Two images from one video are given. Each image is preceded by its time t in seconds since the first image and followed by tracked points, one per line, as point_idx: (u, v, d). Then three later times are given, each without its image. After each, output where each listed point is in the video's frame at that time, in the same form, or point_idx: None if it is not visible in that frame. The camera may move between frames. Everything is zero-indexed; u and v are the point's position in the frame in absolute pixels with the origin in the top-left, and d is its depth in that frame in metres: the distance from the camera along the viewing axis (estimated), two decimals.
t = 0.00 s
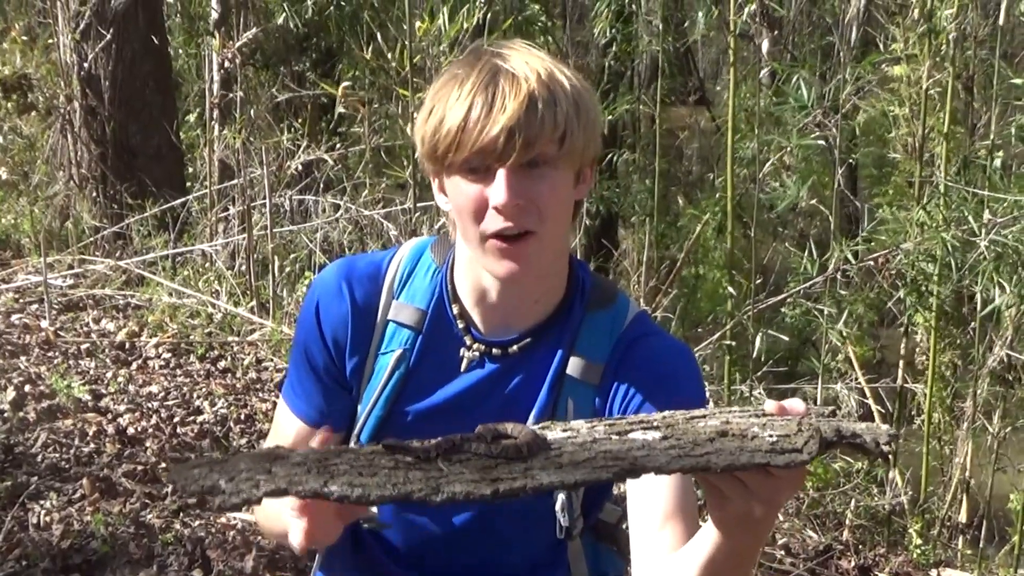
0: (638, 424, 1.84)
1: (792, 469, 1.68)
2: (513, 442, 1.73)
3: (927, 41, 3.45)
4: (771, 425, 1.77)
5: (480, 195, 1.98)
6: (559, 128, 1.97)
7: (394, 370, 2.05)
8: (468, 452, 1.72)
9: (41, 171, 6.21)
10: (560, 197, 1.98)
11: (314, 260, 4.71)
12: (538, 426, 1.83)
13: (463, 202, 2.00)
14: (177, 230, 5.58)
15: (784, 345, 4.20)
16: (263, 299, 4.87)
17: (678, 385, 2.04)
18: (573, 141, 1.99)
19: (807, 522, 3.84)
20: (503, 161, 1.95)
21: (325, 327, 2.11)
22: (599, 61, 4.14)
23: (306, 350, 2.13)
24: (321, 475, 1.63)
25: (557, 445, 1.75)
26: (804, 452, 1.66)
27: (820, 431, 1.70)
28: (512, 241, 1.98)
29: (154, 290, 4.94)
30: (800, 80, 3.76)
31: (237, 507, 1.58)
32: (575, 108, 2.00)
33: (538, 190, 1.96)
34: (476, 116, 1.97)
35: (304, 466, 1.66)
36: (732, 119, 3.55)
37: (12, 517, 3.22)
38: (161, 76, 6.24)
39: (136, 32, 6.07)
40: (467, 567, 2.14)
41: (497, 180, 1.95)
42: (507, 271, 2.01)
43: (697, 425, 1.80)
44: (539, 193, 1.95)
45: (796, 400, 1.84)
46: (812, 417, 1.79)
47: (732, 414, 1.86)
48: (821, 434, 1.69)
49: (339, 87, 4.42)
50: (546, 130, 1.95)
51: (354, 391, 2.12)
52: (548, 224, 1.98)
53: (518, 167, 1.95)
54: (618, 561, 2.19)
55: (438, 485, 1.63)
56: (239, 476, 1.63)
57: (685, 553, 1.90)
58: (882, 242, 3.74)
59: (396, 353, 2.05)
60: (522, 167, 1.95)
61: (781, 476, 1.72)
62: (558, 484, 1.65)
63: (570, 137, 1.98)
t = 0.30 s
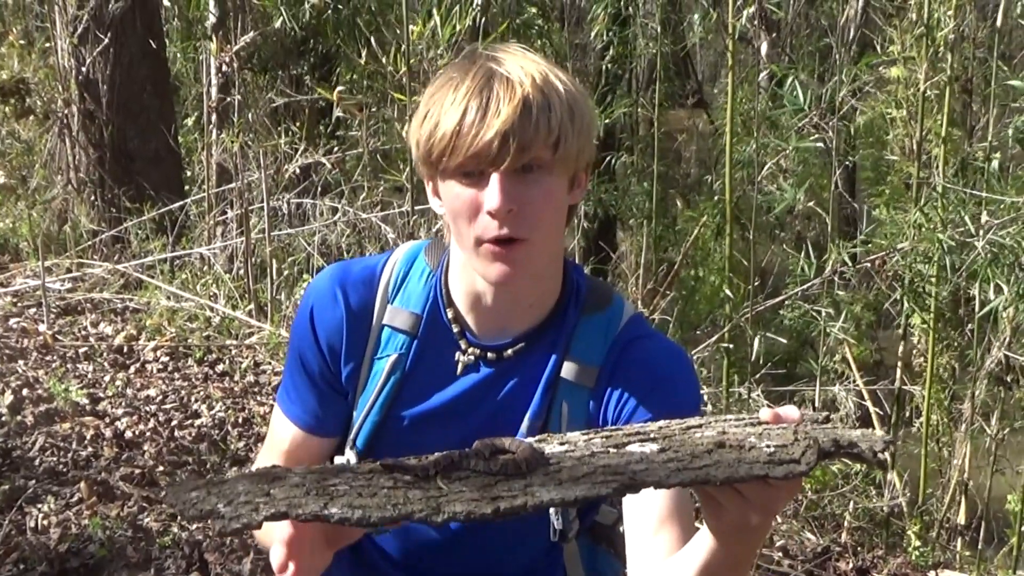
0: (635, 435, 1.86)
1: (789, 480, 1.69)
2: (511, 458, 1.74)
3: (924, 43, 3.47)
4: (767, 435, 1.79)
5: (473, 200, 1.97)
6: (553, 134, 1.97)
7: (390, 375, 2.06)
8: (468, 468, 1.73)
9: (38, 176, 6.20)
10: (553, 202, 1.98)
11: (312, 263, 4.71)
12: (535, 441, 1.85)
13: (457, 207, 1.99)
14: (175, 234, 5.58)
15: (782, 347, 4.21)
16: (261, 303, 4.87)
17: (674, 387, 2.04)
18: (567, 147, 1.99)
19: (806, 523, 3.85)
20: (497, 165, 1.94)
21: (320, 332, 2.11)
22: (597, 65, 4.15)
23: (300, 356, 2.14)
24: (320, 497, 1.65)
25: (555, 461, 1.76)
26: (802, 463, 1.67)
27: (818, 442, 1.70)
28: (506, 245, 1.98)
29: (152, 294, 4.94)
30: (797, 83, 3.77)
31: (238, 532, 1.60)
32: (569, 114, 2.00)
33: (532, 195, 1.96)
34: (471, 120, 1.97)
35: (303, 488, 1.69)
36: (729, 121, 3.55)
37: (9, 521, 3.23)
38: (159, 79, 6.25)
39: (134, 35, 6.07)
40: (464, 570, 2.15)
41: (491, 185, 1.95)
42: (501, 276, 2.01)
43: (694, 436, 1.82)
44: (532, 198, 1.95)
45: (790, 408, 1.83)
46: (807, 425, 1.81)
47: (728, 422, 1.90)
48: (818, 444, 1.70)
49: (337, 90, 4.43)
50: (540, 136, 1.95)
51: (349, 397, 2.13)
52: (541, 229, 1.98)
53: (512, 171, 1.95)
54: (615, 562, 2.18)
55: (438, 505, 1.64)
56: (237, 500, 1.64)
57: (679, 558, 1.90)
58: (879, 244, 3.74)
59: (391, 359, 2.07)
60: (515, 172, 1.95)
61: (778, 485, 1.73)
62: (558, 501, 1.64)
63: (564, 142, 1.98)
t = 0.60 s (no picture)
0: (631, 439, 1.86)
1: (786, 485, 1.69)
2: (506, 460, 1.73)
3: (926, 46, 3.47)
4: (764, 439, 1.80)
5: (470, 203, 1.97)
6: (550, 138, 1.95)
7: (390, 379, 2.06)
8: (462, 471, 1.73)
9: (41, 178, 6.21)
10: (550, 205, 1.97)
11: (314, 266, 4.71)
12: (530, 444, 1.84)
13: (455, 210, 1.99)
14: (177, 236, 5.59)
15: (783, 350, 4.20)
16: (263, 305, 4.88)
17: (674, 390, 2.04)
18: (564, 150, 1.97)
19: (807, 527, 3.85)
20: (493, 169, 1.93)
21: (320, 336, 2.12)
22: (598, 67, 4.15)
23: (301, 360, 2.14)
24: (313, 498, 1.67)
25: (550, 464, 1.75)
26: (799, 468, 1.67)
27: (815, 446, 1.72)
28: (503, 248, 1.97)
29: (154, 296, 4.95)
30: (799, 85, 3.76)
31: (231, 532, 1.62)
32: (567, 117, 1.99)
33: (528, 198, 1.95)
34: (468, 123, 1.96)
35: (296, 490, 1.69)
36: (730, 124, 3.55)
37: (11, 523, 3.23)
38: (161, 81, 6.24)
39: (136, 38, 6.06)
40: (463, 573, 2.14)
41: (486, 189, 1.95)
42: (497, 279, 2.00)
43: (691, 440, 1.82)
44: (528, 202, 1.95)
45: (788, 412, 1.86)
46: (804, 429, 1.82)
47: (725, 426, 1.91)
48: (815, 449, 1.71)
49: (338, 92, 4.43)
50: (536, 139, 1.94)
51: (350, 400, 2.13)
52: (538, 232, 1.98)
53: (508, 175, 1.94)
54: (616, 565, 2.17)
55: (432, 506, 1.64)
56: (231, 501, 1.66)
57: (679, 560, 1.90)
58: (880, 247, 3.74)
59: (391, 362, 2.06)
60: (512, 176, 1.94)
61: (773, 490, 1.73)
62: (553, 504, 1.65)
63: (562, 146, 1.97)
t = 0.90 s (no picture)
0: (635, 444, 1.85)
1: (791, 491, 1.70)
2: (511, 466, 1.73)
3: (931, 49, 3.48)
4: (768, 444, 1.79)
5: (477, 208, 1.96)
6: (555, 139, 1.95)
7: (393, 381, 2.06)
8: (466, 476, 1.74)
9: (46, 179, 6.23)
10: (557, 207, 1.97)
11: (318, 267, 4.71)
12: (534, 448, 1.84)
13: (461, 214, 1.99)
14: (181, 238, 5.59)
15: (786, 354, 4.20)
16: (267, 307, 4.85)
17: (678, 391, 2.03)
18: (569, 151, 1.97)
19: (812, 531, 3.86)
20: (502, 173, 1.94)
21: (323, 339, 2.12)
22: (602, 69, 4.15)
23: (304, 361, 2.15)
24: (318, 504, 1.65)
25: (554, 469, 1.75)
26: (804, 474, 1.68)
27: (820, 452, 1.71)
28: (512, 252, 1.97)
29: (158, 298, 4.95)
30: (805, 88, 3.75)
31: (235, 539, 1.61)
32: (569, 118, 1.99)
33: (535, 201, 1.95)
34: (473, 127, 1.96)
35: (300, 496, 1.68)
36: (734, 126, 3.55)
37: (16, 525, 3.23)
38: (165, 83, 6.27)
39: (141, 40, 6.10)
40: None
41: (495, 192, 1.94)
42: (507, 282, 2.00)
43: (695, 446, 1.82)
44: (536, 205, 1.95)
45: (792, 417, 1.82)
46: (808, 434, 1.80)
47: (730, 430, 1.89)
48: (820, 455, 1.70)
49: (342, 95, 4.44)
50: (542, 141, 1.94)
51: (353, 403, 2.14)
52: (546, 235, 1.97)
53: (515, 178, 1.94)
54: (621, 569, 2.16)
55: (436, 513, 1.65)
56: (233, 507, 1.64)
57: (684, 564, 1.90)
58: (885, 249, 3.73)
59: (394, 365, 2.06)
60: (519, 179, 1.94)
61: (778, 495, 1.73)
62: (558, 510, 1.66)
63: (566, 147, 1.97)
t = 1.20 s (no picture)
0: (643, 445, 1.86)
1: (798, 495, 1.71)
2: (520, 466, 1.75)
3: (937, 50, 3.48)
4: (777, 448, 1.81)
5: (494, 202, 1.96)
6: (572, 134, 1.97)
7: (399, 374, 2.06)
8: (475, 475, 1.75)
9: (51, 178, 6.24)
10: (574, 202, 1.97)
11: (323, 267, 4.71)
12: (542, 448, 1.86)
13: (476, 209, 1.99)
14: (186, 238, 5.59)
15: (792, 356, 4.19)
16: (271, 306, 4.85)
17: (685, 392, 2.03)
18: (585, 148, 1.99)
19: (817, 531, 3.90)
20: (521, 166, 1.94)
21: (328, 328, 2.13)
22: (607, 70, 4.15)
23: (308, 348, 2.15)
24: (326, 501, 1.66)
25: (563, 469, 1.77)
26: (812, 479, 1.68)
27: (828, 457, 1.73)
28: (529, 246, 1.96)
29: (162, 297, 4.95)
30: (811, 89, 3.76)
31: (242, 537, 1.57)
32: (586, 115, 2.00)
33: (553, 195, 1.95)
34: (491, 122, 1.96)
35: (307, 493, 1.69)
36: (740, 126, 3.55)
37: (21, 524, 3.24)
38: (170, 83, 6.26)
39: (146, 39, 6.08)
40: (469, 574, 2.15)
41: (513, 186, 1.94)
42: (521, 276, 1.99)
43: (703, 448, 1.83)
44: (554, 199, 1.94)
45: (800, 421, 1.86)
46: (816, 439, 1.83)
47: (737, 434, 1.92)
48: (829, 459, 1.72)
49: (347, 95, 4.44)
50: (560, 135, 1.95)
51: (353, 394, 2.15)
52: (562, 230, 1.98)
53: (533, 172, 1.95)
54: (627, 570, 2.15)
55: (444, 512, 1.64)
56: (240, 503, 1.64)
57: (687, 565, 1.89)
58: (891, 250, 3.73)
59: (400, 358, 2.06)
60: (536, 173, 1.95)
61: (785, 499, 1.74)
62: (566, 511, 1.65)
63: (582, 143, 1.98)
